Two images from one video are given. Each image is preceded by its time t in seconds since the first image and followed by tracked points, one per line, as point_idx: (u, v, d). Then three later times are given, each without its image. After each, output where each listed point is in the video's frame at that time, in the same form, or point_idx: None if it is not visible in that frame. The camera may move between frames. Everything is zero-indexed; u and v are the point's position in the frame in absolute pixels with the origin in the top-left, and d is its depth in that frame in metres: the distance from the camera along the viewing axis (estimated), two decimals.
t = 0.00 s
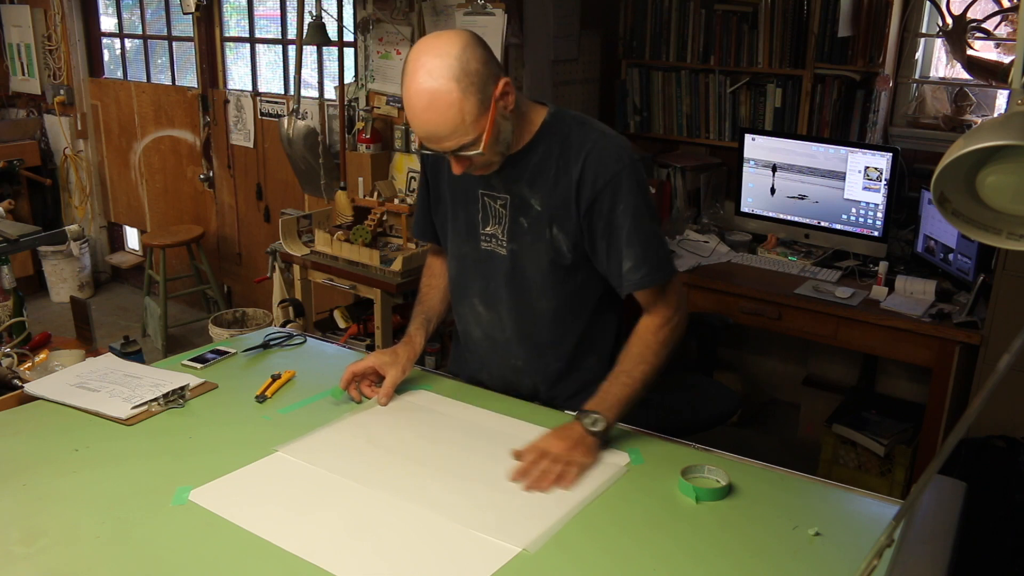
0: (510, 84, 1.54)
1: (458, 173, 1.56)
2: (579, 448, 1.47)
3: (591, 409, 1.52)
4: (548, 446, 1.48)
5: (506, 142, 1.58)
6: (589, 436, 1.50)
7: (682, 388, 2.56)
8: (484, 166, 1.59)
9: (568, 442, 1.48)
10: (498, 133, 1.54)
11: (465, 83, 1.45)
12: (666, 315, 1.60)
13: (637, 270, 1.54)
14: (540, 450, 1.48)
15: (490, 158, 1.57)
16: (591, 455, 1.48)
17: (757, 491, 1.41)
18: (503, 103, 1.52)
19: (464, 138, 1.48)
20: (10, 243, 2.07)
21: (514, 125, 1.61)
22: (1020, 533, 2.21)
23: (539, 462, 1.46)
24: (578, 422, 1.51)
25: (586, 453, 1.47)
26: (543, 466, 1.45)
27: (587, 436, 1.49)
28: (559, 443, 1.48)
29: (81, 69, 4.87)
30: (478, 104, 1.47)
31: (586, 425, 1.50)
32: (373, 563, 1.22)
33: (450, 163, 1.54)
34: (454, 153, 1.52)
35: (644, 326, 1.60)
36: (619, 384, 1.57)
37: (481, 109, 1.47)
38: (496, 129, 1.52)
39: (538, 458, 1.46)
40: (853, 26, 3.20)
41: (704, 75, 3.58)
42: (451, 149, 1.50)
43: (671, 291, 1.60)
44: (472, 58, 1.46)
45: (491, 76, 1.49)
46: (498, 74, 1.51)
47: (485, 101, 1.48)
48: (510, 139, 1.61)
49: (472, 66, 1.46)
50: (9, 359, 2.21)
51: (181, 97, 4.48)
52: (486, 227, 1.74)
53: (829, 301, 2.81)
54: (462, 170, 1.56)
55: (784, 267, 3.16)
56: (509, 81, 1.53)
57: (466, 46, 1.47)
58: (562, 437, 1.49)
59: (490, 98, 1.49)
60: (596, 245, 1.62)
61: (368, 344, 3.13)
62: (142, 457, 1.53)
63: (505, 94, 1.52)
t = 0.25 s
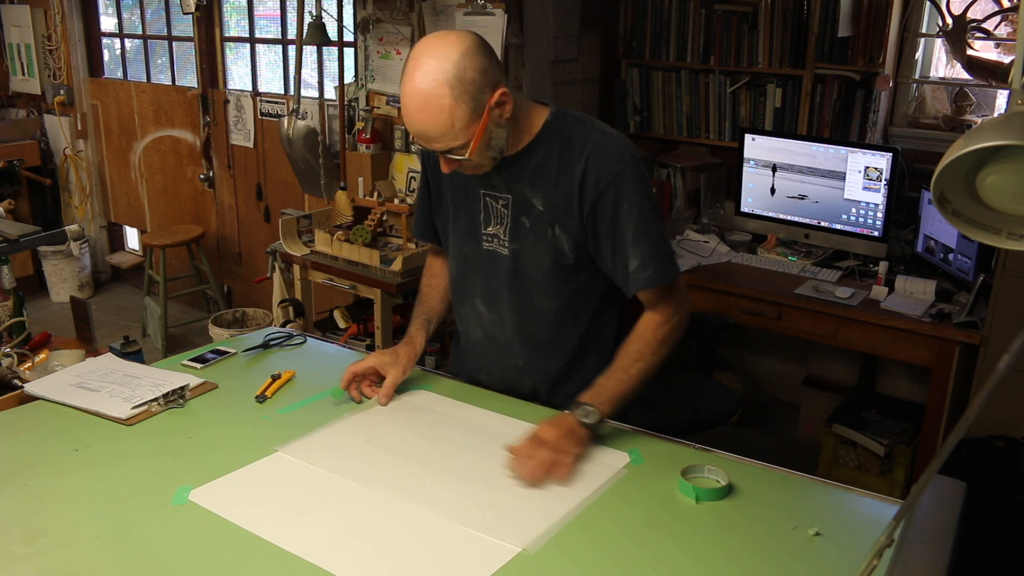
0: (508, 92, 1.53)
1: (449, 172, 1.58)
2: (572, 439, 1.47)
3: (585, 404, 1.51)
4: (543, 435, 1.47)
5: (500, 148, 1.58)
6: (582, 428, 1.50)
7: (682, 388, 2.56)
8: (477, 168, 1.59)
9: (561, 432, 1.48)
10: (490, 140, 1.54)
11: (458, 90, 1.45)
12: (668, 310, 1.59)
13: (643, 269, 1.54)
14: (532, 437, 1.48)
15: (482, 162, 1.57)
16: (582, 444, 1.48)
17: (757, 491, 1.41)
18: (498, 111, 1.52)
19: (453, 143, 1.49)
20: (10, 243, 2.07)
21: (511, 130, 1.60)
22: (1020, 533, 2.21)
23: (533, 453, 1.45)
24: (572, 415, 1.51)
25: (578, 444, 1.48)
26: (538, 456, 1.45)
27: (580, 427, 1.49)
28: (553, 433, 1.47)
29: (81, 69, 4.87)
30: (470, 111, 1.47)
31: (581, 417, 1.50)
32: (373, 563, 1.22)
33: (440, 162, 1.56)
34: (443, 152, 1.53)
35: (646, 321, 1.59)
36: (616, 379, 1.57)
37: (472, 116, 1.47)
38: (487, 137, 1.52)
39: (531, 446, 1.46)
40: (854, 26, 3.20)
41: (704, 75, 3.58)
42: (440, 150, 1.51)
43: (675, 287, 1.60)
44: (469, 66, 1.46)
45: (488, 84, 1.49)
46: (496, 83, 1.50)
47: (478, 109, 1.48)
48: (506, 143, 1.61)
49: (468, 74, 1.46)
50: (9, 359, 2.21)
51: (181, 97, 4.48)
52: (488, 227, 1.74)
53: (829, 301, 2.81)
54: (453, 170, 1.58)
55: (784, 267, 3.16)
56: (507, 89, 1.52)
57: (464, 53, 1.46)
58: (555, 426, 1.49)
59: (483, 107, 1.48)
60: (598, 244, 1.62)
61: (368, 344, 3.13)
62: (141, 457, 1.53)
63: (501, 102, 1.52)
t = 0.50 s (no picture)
0: (505, 95, 1.53)
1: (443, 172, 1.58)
2: (447, 414, 1.56)
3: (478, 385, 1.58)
4: (419, 400, 1.57)
5: (495, 151, 1.58)
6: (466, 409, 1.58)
7: (682, 388, 2.56)
8: (473, 169, 1.60)
9: (439, 403, 1.57)
10: (485, 142, 1.54)
11: (454, 92, 1.45)
12: (600, 333, 1.58)
13: (629, 276, 1.54)
14: (410, 399, 1.58)
15: (476, 164, 1.58)
16: (456, 421, 1.57)
17: (757, 491, 1.41)
18: (494, 114, 1.52)
19: (447, 145, 1.49)
20: (10, 243, 2.07)
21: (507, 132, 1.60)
22: (1020, 532, 2.21)
23: (408, 414, 1.56)
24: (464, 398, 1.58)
25: (451, 420, 1.56)
26: (411, 418, 1.55)
27: (460, 405, 1.57)
28: (431, 402, 1.57)
29: (81, 69, 4.87)
30: (465, 114, 1.47)
31: (465, 397, 1.58)
32: (373, 563, 1.22)
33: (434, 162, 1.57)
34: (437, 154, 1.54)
35: (575, 333, 1.59)
36: (522, 377, 1.60)
37: (467, 119, 1.48)
38: (482, 139, 1.53)
39: (408, 406, 1.57)
40: (854, 26, 3.20)
41: (704, 75, 3.58)
42: (435, 152, 1.52)
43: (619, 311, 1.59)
44: (465, 69, 1.46)
45: (484, 87, 1.49)
46: (493, 86, 1.50)
47: (473, 112, 1.48)
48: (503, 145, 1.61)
49: (464, 77, 1.46)
50: (9, 359, 2.21)
51: (181, 97, 4.48)
52: (484, 228, 1.74)
53: (829, 301, 2.81)
54: (447, 171, 1.58)
55: (784, 267, 3.16)
56: (503, 91, 1.52)
57: (461, 56, 1.46)
58: (435, 396, 1.58)
59: (479, 110, 1.49)
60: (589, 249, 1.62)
61: (368, 344, 3.13)
62: (141, 457, 1.53)
63: (497, 105, 1.52)
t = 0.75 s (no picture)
0: (496, 95, 1.53)
1: (434, 172, 1.58)
2: (393, 424, 1.57)
3: (423, 393, 1.59)
4: (366, 413, 1.59)
5: (487, 151, 1.58)
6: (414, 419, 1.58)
7: (682, 388, 2.56)
8: (464, 170, 1.60)
9: (386, 415, 1.59)
10: (475, 143, 1.53)
11: (442, 92, 1.45)
12: (546, 337, 1.56)
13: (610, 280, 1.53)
14: (357, 413, 1.60)
15: (467, 164, 1.57)
16: (403, 433, 1.57)
17: (757, 491, 1.41)
18: (484, 115, 1.51)
19: (435, 145, 1.49)
20: (10, 243, 2.07)
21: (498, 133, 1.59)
22: (1020, 532, 2.21)
23: (354, 426, 1.57)
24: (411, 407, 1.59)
25: (398, 431, 1.57)
26: (356, 428, 1.56)
27: (407, 416, 1.59)
28: (378, 415, 1.59)
29: (81, 69, 4.87)
30: (454, 114, 1.47)
31: (411, 406, 1.59)
32: (373, 563, 1.22)
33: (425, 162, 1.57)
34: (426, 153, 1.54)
35: (519, 337, 1.58)
36: (465, 383, 1.59)
37: (456, 119, 1.48)
38: (471, 139, 1.52)
39: (355, 418, 1.58)
40: (853, 26, 3.20)
41: (704, 75, 3.58)
42: (424, 150, 1.52)
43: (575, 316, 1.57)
44: (454, 69, 1.46)
45: (474, 88, 1.48)
46: (483, 86, 1.50)
47: (462, 112, 1.48)
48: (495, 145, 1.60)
49: (453, 77, 1.45)
50: (9, 359, 2.21)
51: (181, 97, 4.48)
52: (478, 228, 1.75)
53: (829, 301, 2.81)
54: (438, 170, 1.59)
55: (784, 267, 3.17)
56: (494, 92, 1.51)
57: (451, 56, 1.46)
58: (383, 409, 1.60)
59: (468, 110, 1.48)
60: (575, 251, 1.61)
61: (368, 344, 3.13)
62: (141, 457, 1.52)
63: (487, 106, 1.51)
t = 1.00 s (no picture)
0: (484, 97, 1.53)
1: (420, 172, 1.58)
2: (394, 427, 1.57)
3: (422, 395, 1.59)
4: (366, 416, 1.59)
5: (473, 153, 1.57)
6: (415, 422, 1.58)
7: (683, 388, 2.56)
8: (450, 172, 1.59)
9: (387, 417, 1.58)
10: (462, 143, 1.53)
11: (429, 89, 1.45)
12: (544, 339, 1.55)
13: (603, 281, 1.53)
14: (356, 416, 1.59)
15: (454, 165, 1.57)
16: (404, 436, 1.56)
17: (757, 491, 1.41)
18: (471, 115, 1.51)
19: (420, 142, 1.50)
20: (10, 243, 2.07)
21: (486, 135, 1.59)
22: (1020, 532, 2.21)
23: (353, 429, 1.56)
24: (411, 410, 1.59)
25: (398, 433, 1.56)
26: (356, 431, 1.55)
27: (407, 419, 1.58)
28: (378, 418, 1.58)
29: (81, 69, 4.87)
30: (440, 112, 1.47)
31: (411, 409, 1.59)
32: (373, 563, 1.22)
33: (411, 160, 1.57)
34: (412, 151, 1.54)
35: (516, 340, 1.57)
36: (464, 387, 1.58)
37: (442, 117, 1.48)
38: (457, 140, 1.52)
39: (355, 421, 1.58)
40: (854, 26, 3.21)
41: (704, 75, 3.58)
42: (409, 148, 1.52)
43: (573, 318, 1.56)
44: (442, 66, 1.46)
45: (461, 87, 1.48)
46: (472, 86, 1.50)
47: (449, 110, 1.48)
48: (482, 148, 1.60)
49: (440, 75, 1.46)
50: (9, 359, 2.21)
51: (181, 97, 4.48)
52: (472, 231, 1.75)
53: (829, 301, 2.81)
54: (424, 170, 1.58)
55: (784, 267, 3.16)
56: (482, 93, 1.51)
57: (440, 53, 1.46)
58: (383, 412, 1.60)
59: (455, 108, 1.48)
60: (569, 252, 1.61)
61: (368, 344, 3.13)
62: (141, 457, 1.52)
63: (475, 106, 1.51)
